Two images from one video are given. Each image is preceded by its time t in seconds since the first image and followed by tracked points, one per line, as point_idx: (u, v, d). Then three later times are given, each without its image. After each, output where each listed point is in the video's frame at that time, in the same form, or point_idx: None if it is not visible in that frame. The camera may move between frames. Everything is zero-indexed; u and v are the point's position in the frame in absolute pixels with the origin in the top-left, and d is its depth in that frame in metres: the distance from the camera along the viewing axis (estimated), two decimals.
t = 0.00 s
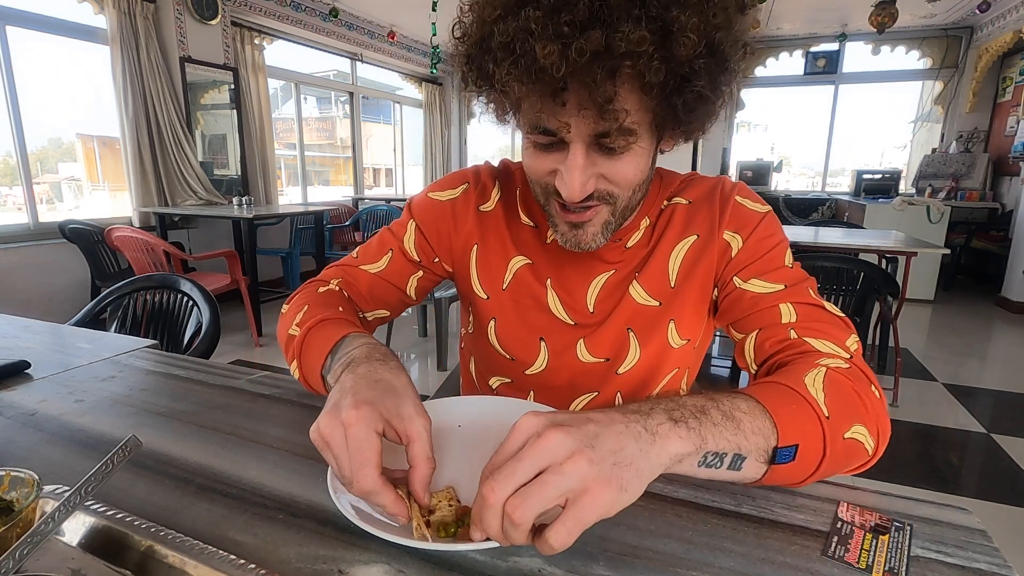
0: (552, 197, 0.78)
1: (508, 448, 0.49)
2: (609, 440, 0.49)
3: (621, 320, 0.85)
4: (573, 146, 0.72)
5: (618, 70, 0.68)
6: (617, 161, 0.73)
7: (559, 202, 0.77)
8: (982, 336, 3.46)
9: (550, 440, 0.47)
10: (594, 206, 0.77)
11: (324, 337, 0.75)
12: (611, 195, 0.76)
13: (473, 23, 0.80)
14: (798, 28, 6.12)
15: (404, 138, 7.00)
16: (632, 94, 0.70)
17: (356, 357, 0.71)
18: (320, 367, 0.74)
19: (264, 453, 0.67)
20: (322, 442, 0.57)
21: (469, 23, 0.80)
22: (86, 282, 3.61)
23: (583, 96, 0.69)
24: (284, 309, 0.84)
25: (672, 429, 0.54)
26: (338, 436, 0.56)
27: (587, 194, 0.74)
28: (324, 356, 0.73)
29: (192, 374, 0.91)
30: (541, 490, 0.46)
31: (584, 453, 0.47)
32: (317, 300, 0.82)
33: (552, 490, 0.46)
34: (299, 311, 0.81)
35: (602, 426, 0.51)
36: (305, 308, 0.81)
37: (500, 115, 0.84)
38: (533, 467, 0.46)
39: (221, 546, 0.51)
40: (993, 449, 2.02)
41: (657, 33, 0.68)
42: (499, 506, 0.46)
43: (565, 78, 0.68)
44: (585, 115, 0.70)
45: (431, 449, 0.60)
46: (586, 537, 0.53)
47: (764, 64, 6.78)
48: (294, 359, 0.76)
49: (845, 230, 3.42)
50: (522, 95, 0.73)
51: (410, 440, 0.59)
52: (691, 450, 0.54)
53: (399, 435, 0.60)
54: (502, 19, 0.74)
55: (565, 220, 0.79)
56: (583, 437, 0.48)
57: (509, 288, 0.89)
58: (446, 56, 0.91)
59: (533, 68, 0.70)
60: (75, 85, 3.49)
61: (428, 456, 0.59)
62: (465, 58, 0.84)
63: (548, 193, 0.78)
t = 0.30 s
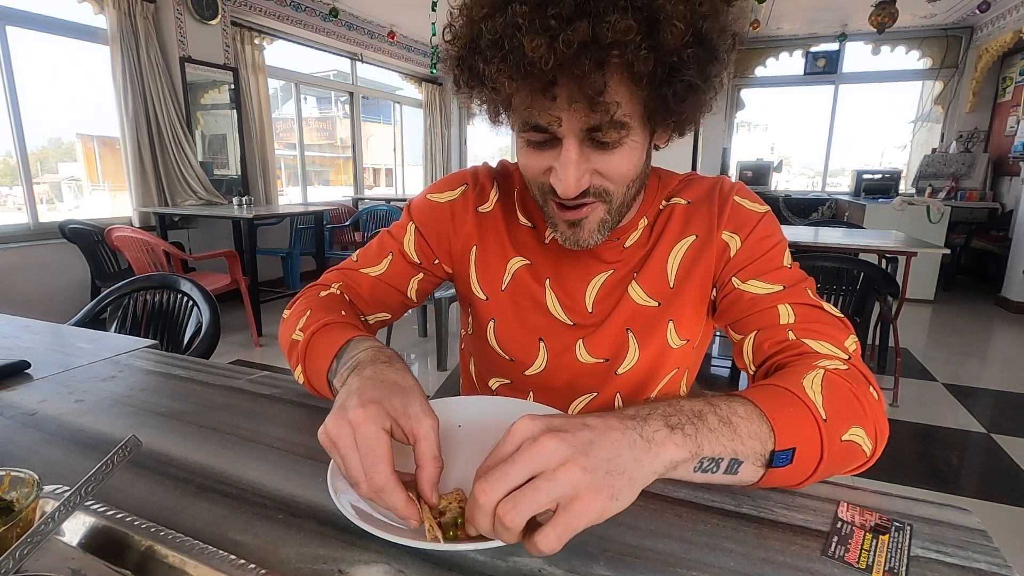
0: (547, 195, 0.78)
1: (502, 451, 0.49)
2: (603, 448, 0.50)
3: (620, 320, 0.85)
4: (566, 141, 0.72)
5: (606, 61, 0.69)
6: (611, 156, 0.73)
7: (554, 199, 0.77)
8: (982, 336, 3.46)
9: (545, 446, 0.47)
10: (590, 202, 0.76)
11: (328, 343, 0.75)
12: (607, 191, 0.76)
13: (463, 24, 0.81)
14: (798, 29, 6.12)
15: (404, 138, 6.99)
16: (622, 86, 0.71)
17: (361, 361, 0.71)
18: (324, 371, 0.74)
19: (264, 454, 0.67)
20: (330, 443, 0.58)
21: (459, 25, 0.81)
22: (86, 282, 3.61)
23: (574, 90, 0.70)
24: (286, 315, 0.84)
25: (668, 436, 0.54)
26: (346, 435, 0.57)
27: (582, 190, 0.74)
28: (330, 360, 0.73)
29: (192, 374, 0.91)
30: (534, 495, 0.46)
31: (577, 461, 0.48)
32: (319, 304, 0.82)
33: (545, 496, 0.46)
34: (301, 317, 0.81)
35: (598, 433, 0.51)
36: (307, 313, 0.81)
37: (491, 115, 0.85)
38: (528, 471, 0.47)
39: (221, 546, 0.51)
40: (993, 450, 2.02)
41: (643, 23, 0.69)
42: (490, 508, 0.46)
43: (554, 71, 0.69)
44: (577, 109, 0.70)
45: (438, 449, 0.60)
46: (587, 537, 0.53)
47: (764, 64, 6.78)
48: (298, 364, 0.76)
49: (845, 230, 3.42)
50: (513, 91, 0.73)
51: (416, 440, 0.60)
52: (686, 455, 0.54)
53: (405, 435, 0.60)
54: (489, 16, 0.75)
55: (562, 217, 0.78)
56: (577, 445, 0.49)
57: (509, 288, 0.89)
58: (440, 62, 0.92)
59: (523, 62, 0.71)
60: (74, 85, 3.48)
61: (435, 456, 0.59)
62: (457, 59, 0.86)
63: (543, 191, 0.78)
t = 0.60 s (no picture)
0: (547, 194, 0.78)
1: (494, 450, 0.50)
2: (594, 447, 0.50)
3: (620, 319, 0.85)
4: (566, 139, 0.72)
5: (605, 58, 0.68)
6: (610, 154, 0.73)
7: (555, 198, 0.77)
8: (982, 336, 3.46)
9: (534, 444, 0.47)
10: (590, 200, 0.76)
11: (330, 345, 0.75)
12: (608, 189, 0.76)
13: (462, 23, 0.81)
14: (798, 29, 6.12)
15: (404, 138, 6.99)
16: (621, 82, 0.71)
17: (363, 364, 0.71)
18: (327, 373, 0.73)
19: (265, 454, 0.67)
20: (331, 445, 0.58)
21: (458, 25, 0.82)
22: (86, 282, 3.61)
23: (573, 87, 0.70)
24: (288, 317, 0.84)
25: (661, 437, 0.54)
26: (346, 437, 0.58)
27: (583, 187, 0.74)
28: (333, 363, 0.73)
29: (192, 374, 0.91)
30: (521, 492, 0.46)
31: (566, 458, 0.48)
32: (320, 306, 0.83)
33: (533, 492, 0.46)
34: (303, 319, 0.81)
35: (589, 433, 0.51)
36: (309, 314, 0.81)
37: (489, 113, 0.85)
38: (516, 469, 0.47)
39: (221, 545, 0.51)
40: (993, 450, 2.02)
41: (642, 19, 0.69)
42: (480, 504, 0.47)
43: (553, 69, 0.69)
44: (575, 107, 0.70)
45: (439, 450, 0.60)
46: (587, 537, 0.53)
47: (764, 64, 6.79)
48: (301, 367, 0.76)
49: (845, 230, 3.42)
50: (512, 89, 0.73)
51: (418, 442, 0.60)
52: (680, 458, 0.54)
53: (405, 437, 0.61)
54: (488, 15, 0.75)
55: (562, 216, 0.78)
56: (567, 443, 0.49)
57: (509, 288, 0.89)
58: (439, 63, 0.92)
59: (521, 60, 0.71)
60: (74, 85, 3.48)
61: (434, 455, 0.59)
62: (457, 58, 0.86)
63: (543, 190, 0.78)
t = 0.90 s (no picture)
0: (545, 194, 0.78)
1: (493, 453, 0.50)
2: (594, 453, 0.50)
3: (620, 320, 0.85)
4: (562, 139, 0.72)
5: (599, 58, 0.69)
6: (607, 154, 0.73)
7: (553, 199, 0.77)
8: (982, 336, 3.46)
9: (535, 450, 0.47)
10: (589, 201, 0.76)
11: (331, 348, 0.75)
12: (606, 189, 0.75)
13: (456, 27, 0.82)
14: (798, 29, 6.12)
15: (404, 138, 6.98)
16: (616, 82, 0.71)
17: (365, 366, 0.71)
18: (329, 376, 0.73)
19: (265, 454, 0.67)
20: (332, 445, 0.58)
21: (453, 29, 0.82)
22: (86, 282, 3.61)
23: (568, 87, 0.70)
24: (289, 319, 0.84)
25: (662, 443, 0.54)
26: (347, 436, 0.58)
27: (580, 188, 0.74)
28: (334, 365, 0.73)
29: (192, 374, 0.91)
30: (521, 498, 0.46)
31: (567, 466, 0.48)
32: (321, 309, 0.83)
33: (533, 499, 0.46)
34: (303, 322, 0.81)
35: (591, 438, 0.51)
36: (309, 318, 0.81)
37: (484, 115, 0.85)
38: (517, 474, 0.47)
39: (221, 546, 0.51)
40: (993, 449, 2.02)
41: (635, 17, 0.69)
42: (478, 509, 0.46)
43: (547, 70, 0.69)
44: (571, 106, 0.70)
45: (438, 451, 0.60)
46: (587, 537, 0.53)
47: (764, 64, 6.78)
48: (302, 370, 0.76)
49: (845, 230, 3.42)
50: (507, 91, 0.73)
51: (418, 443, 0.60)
52: (679, 464, 0.54)
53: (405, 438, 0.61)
54: (481, 18, 0.76)
55: (561, 216, 0.78)
56: (568, 450, 0.49)
57: (508, 289, 0.89)
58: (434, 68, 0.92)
59: (516, 61, 0.71)
60: (74, 85, 3.48)
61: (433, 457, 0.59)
62: (452, 62, 0.86)
63: (541, 190, 0.78)
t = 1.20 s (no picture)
0: (537, 196, 0.78)
1: (515, 445, 0.50)
2: (618, 435, 0.50)
3: (619, 319, 0.85)
4: (551, 142, 0.72)
5: (581, 63, 0.68)
6: (597, 155, 0.73)
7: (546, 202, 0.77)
8: (982, 336, 3.46)
9: (559, 439, 0.48)
10: (582, 201, 0.77)
11: (334, 349, 0.75)
12: (598, 189, 0.76)
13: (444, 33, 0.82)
14: (798, 28, 6.12)
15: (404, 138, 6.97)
16: (601, 85, 0.70)
17: (368, 367, 0.71)
18: (332, 377, 0.73)
19: (265, 454, 0.67)
20: (335, 443, 0.58)
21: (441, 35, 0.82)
22: (87, 282, 3.61)
23: (552, 90, 0.69)
24: (290, 319, 0.84)
25: (681, 417, 0.54)
26: (351, 435, 0.58)
27: (571, 188, 0.74)
28: (336, 366, 0.73)
29: (191, 374, 0.91)
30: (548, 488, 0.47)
31: (593, 450, 0.48)
32: (322, 310, 0.82)
33: (563, 486, 0.47)
34: (304, 324, 0.81)
35: (613, 419, 0.51)
36: (310, 319, 0.81)
37: (471, 120, 0.85)
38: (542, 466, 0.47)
39: (221, 546, 0.51)
40: (993, 449, 2.02)
41: (616, 19, 0.68)
42: (512, 503, 0.47)
43: (530, 76, 0.70)
44: (556, 111, 0.70)
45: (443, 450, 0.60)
46: (589, 537, 0.53)
47: (764, 64, 6.79)
48: (303, 372, 0.76)
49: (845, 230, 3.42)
50: (492, 97, 0.74)
51: (421, 442, 0.60)
52: (697, 437, 0.54)
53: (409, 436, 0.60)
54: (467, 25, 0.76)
55: (554, 217, 0.79)
56: (592, 433, 0.49)
57: (508, 289, 0.89)
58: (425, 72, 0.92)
59: (498, 68, 0.71)
60: (73, 85, 3.48)
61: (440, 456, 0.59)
62: (441, 67, 0.85)
63: (533, 192, 0.78)
